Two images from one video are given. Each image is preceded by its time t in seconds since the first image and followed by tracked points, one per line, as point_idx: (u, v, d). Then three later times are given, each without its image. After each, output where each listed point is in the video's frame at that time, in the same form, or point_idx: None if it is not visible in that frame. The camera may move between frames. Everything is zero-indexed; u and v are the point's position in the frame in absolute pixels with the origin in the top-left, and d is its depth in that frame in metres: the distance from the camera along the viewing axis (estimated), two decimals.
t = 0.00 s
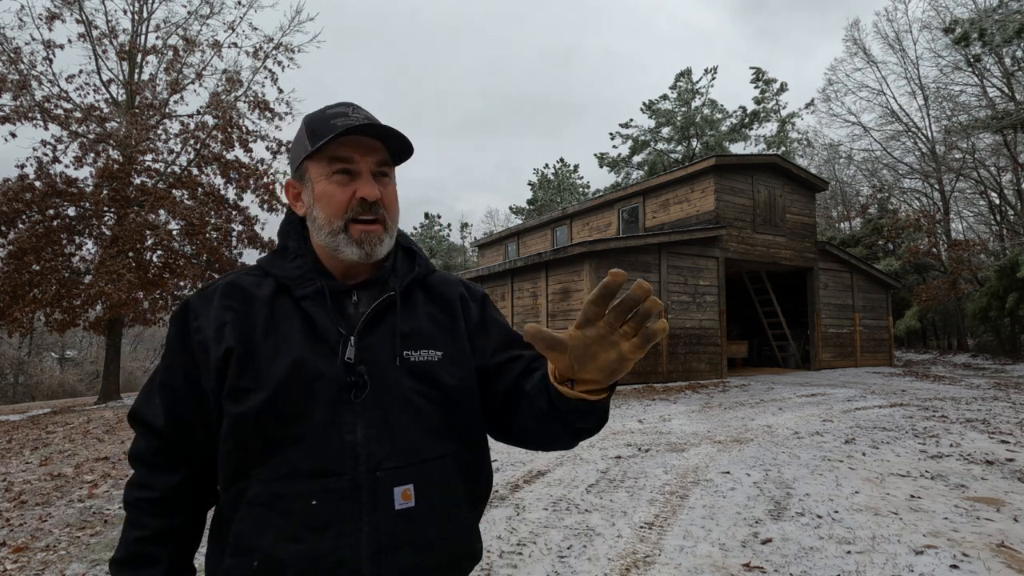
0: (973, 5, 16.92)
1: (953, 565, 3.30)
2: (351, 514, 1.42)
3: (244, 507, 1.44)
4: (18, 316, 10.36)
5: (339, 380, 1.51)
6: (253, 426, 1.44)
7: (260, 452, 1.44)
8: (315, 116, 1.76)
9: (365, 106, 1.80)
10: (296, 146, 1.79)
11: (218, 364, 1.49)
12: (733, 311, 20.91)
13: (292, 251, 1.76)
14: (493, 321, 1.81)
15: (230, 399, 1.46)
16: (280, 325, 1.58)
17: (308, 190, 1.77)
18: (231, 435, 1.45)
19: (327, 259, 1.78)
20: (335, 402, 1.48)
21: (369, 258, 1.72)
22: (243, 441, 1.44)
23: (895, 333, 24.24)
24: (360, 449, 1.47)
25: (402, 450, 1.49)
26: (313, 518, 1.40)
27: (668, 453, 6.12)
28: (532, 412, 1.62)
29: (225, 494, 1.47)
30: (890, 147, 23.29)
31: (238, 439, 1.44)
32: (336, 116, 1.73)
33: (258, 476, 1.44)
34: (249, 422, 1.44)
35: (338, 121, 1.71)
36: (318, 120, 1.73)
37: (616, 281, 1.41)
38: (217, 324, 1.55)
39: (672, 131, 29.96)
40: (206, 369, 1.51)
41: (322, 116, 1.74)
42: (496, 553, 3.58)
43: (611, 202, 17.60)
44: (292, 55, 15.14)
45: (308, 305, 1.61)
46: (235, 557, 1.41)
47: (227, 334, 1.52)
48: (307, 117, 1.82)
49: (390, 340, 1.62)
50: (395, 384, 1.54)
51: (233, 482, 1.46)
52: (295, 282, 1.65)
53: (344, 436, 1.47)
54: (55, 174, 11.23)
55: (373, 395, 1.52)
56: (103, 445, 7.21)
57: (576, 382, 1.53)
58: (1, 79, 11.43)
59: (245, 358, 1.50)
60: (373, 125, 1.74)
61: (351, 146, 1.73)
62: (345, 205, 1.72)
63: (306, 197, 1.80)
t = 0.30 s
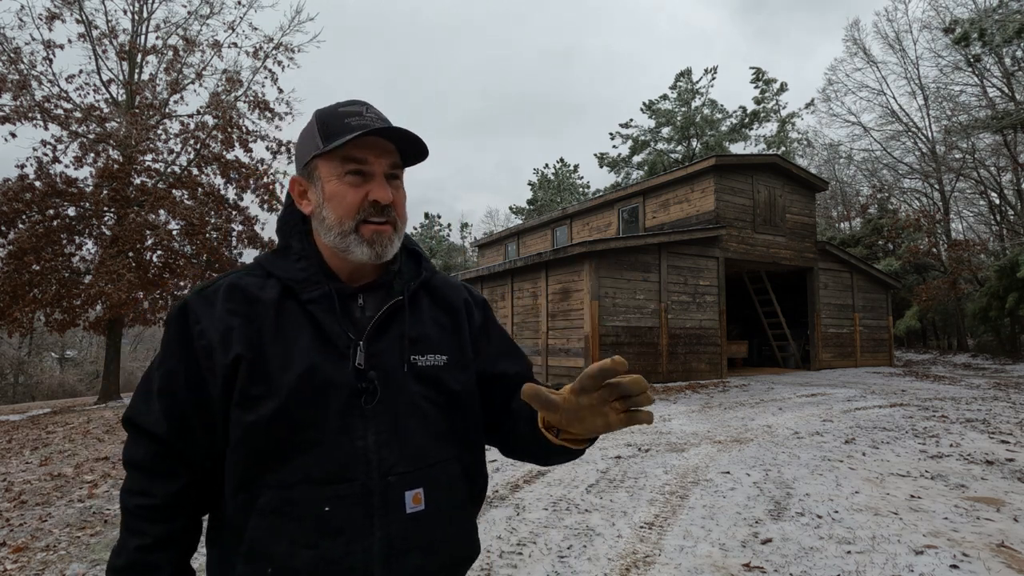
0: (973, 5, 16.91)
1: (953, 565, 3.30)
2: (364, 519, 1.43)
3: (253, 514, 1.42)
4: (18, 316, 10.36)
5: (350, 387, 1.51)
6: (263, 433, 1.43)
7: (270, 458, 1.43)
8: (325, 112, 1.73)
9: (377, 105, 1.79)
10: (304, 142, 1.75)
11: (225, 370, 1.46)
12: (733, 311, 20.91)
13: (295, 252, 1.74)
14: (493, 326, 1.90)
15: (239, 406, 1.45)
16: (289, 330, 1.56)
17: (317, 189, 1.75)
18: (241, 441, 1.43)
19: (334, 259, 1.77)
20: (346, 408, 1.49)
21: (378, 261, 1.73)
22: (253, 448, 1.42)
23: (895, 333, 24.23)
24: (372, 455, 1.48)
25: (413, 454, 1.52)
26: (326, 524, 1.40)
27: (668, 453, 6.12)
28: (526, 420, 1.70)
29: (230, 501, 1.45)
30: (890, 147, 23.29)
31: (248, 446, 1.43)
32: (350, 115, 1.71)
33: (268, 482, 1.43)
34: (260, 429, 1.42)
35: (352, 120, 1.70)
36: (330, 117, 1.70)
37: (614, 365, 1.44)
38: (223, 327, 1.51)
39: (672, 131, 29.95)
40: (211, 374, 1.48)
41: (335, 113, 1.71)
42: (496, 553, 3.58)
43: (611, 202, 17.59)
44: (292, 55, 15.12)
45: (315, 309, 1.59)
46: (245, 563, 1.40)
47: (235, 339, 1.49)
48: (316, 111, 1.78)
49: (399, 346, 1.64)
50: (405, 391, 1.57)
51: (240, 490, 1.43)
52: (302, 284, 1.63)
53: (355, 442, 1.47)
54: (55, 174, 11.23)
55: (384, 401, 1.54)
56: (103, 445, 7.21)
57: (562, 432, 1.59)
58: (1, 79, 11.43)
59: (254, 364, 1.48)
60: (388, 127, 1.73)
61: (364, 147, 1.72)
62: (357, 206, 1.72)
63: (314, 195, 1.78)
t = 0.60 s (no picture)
0: (973, 5, 16.91)
1: (953, 565, 3.30)
2: (367, 519, 1.43)
3: (254, 515, 1.42)
4: (18, 316, 10.35)
5: (354, 388, 1.51)
6: (268, 433, 1.43)
7: (274, 459, 1.43)
8: (333, 114, 1.73)
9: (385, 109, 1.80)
10: (311, 142, 1.75)
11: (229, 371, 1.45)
12: (733, 311, 20.91)
13: (296, 251, 1.72)
14: (491, 329, 1.93)
15: (243, 406, 1.44)
16: (291, 330, 1.56)
17: (321, 189, 1.75)
18: (244, 442, 1.43)
19: (334, 261, 1.78)
20: (350, 410, 1.49)
21: (376, 266, 1.73)
22: (257, 448, 1.42)
23: (895, 333, 24.23)
24: (376, 456, 1.48)
25: (416, 456, 1.53)
26: (331, 523, 1.41)
27: (668, 453, 6.12)
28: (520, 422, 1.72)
29: (231, 502, 1.44)
30: (890, 147, 23.29)
31: (252, 447, 1.42)
32: (356, 117, 1.71)
33: (271, 481, 1.43)
34: (264, 430, 1.42)
35: (358, 123, 1.70)
36: (336, 119, 1.70)
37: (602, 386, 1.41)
38: (226, 327, 1.50)
39: (672, 131, 29.96)
40: (213, 374, 1.48)
41: (342, 114, 1.72)
42: (496, 553, 3.58)
43: (611, 202, 17.59)
44: (292, 55, 15.13)
45: (318, 309, 1.59)
46: (248, 563, 1.40)
47: (239, 340, 1.49)
48: (324, 111, 1.78)
49: (401, 347, 1.65)
50: (407, 392, 1.58)
51: (242, 490, 1.43)
52: (304, 285, 1.63)
53: (359, 443, 1.48)
54: (55, 174, 11.24)
55: (387, 402, 1.54)
56: (103, 445, 7.21)
57: (555, 436, 1.61)
58: (1, 79, 11.43)
59: (258, 364, 1.48)
60: (394, 131, 1.74)
61: (369, 150, 1.72)
62: (359, 209, 1.72)
63: (316, 195, 1.78)
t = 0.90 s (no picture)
0: (973, 5, 16.90)
1: (953, 565, 3.30)
2: (346, 517, 1.43)
3: (239, 507, 1.43)
4: (18, 316, 10.34)
5: (343, 385, 1.51)
6: (256, 426, 1.44)
7: (261, 451, 1.45)
8: (341, 124, 1.75)
9: (393, 123, 1.79)
10: (319, 151, 1.79)
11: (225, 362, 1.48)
12: (733, 311, 20.91)
13: (302, 253, 1.74)
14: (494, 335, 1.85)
15: (234, 399, 1.46)
16: (288, 327, 1.58)
17: (323, 197, 1.76)
18: (233, 433, 1.45)
19: (331, 267, 1.77)
20: (337, 407, 1.49)
21: (369, 273, 1.71)
22: (245, 440, 1.44)
23: (895, 333, 24.22)
24: (360, 455, 1.47)
25: (401, 458, 1.50)
26: (309, 519, 1.41)
27: (668, 453, 6.12)
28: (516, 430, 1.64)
29: (219, 492, 1.46)
30: (890, 147, 23.28)
31: (240, 439, 1.44)
32: (361, 129, 1.72)
33: (257, 473, 1.44)
34: (253, 421, 1.44)
35: (361, 135, 1.70)
36: (342, 130, 1.72)
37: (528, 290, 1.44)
38: (225, 321, 1.54)
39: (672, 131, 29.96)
40: (212, 365, 1.51)
41: (348, 125, 1.74)
42: (496, 553, 3.58)
43: (610, 202, 17.58)
44: (292, 55, 15.15)
45: (315, 309, 1.61)
46: (228, 554, 1.41)
47: (235, 333, 1.52)
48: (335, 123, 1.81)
49: (395, 348, 1.62)
50: (398, 393, 1.55)
51: (229, 481, 1.45)
52: (305, 285, 1.65)
53: (344, 441, 1.47)
54: (55, 174, 11.23)
55: (375, 401, 1.53)
56: (103, 445, 7.21)
57: (515, 375, 1.60)
58: (1, 79, 11.43)
59: (252, 357, 1.51)
60: (394, 143, 1.73)
61: (370, 160, 1.73)
62: (354, 218, 1.72)
63: (319, 201, 1.80)
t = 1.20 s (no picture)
0: (973, 5, 16.89)
1: (953, 565, 3.30)
2: (339, 515, 1.42)
3: (250, 493, 1.49)
4: (18, 316, 10.32)
5: (346, 383, 1.51)
6: (264, 417, 1.49)
7: (270, 443, 1.50)
8: (365, 131, 1.77)
9: (415, 129, 1.79)
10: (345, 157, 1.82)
11: (244, 355, 1.55)
12: (733, 311, 20.91)
13: (328, 256, 1.78)
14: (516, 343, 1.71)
15: (249, 390, 1.52)
16: (304, 325, 1.61)
17: (347, 201, 1.79)
18: (246, 422, 1.51)
19: (352, 270, 1.78)
20: (339, 405, 1.49)
21: (385, 275, 1.69)
22: (256, 430, 1.50)
23: (895, 333, 24.22)
24: (357, 453, 1.45)
25: (400, 460, 1.45)
26: (304, 511, 1.43)
27: (668, 453, 6.12)
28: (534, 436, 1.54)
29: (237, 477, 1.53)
30: (890, 147, 23.29)
31: (252, 428, 1.50)
32: (382, 134, 1.73)
33: (265, 463, 1.49)
34: (261, 411, 1.49)
35: (381, 140, 1.71)
36: (365, 136, 1.74)
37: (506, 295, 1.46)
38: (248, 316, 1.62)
39: (672, 131, 29.98)
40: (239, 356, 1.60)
41: (370, 131, 1.75)
42: (496, 553, 3.58)
43: (611, 202, 17.58)
44: (292, 55, 15.18)
45: (331, 307, 1.63)
46: (235, 535, 1.48)
47: (254, 327, 1.58)
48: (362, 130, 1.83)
49: (402, 348, 1.58)
50: (401, 394, 1.51)
51: (244, 468, 1.52)
52: (325, 285, 1.69)
53: (344, 438, 1.46)
54: (55, 174, 11.24)
55: (377, 401, 1.50)
56: (103, 445, 7.21)
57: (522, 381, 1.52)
58: (1, 79, 11.44)
59: (267, 352, 1.56)
60: (412, 148, 1.72)
61: (389, 167, 1.73)
62: (373, 222, 1.73)
63: (343, 206, 1.83)
